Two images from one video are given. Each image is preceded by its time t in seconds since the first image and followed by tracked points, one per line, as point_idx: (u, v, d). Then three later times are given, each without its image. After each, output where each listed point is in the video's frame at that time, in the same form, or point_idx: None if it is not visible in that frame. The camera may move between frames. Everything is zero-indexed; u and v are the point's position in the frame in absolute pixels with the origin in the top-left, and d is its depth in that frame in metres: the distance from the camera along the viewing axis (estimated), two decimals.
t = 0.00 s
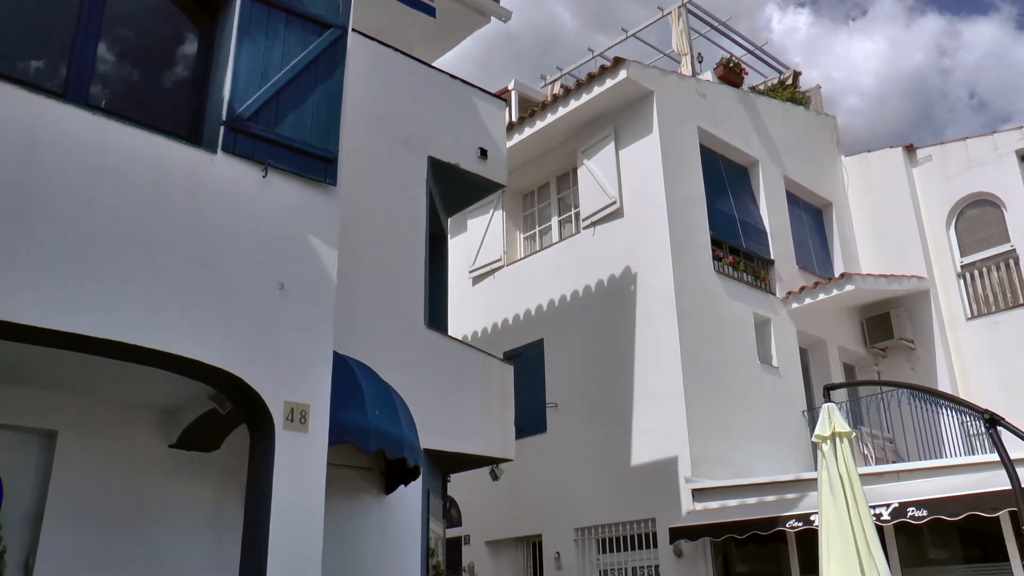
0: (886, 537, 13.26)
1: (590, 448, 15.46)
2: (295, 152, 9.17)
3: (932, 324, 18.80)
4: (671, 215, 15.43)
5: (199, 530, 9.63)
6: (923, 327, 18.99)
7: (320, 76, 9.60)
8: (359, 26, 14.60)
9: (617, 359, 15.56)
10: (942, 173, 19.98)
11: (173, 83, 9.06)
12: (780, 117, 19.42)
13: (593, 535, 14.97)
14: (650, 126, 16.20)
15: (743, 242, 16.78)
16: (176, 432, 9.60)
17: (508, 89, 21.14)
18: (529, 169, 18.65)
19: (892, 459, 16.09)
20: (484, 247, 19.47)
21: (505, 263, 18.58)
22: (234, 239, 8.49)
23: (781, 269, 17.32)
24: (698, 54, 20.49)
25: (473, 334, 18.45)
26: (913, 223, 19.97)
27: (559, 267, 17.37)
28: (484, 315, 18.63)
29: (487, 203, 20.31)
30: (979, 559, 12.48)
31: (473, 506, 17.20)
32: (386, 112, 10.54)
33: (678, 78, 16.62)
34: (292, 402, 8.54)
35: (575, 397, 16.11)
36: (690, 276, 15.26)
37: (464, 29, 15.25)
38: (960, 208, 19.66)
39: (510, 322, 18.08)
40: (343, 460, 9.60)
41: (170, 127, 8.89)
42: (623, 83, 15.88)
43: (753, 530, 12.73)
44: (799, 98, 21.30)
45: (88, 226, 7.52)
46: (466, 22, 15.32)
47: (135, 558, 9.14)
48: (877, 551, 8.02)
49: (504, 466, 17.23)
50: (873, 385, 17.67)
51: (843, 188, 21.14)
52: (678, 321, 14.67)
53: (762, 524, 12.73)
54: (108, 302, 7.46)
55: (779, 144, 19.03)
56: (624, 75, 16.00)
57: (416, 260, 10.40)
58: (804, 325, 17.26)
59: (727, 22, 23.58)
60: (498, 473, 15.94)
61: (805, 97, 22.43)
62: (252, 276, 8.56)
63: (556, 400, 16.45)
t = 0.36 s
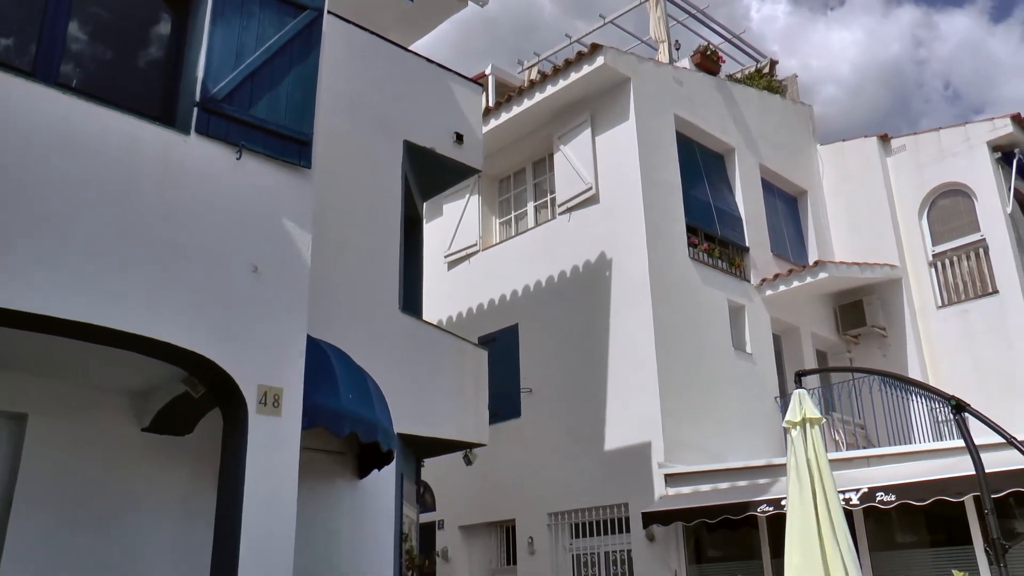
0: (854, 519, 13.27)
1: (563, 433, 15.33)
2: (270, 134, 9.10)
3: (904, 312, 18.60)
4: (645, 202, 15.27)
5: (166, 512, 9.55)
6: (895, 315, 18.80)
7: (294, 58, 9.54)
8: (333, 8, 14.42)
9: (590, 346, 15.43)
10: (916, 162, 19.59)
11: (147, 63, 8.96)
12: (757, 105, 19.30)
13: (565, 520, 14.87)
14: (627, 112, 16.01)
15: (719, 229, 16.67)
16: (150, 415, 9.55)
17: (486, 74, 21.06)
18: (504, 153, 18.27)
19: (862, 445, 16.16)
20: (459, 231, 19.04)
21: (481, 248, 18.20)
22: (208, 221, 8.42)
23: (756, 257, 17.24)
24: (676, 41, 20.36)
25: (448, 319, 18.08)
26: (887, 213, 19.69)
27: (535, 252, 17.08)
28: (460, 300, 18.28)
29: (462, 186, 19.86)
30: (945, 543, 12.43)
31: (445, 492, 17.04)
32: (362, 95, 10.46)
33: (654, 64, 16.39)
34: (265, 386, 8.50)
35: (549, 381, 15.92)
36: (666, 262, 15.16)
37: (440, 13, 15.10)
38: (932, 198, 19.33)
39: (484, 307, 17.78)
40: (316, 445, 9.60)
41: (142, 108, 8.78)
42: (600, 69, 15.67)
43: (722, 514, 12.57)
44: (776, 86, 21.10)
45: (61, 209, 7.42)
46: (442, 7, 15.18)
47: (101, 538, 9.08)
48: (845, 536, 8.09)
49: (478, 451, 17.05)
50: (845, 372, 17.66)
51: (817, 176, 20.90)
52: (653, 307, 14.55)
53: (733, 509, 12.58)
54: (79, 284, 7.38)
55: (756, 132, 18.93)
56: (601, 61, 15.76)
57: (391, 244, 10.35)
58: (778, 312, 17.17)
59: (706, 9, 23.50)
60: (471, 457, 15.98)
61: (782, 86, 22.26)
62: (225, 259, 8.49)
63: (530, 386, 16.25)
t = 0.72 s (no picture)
0: (822, 508, 13.20)
1: (535, 423, 15.26)
2: (241, 120, 9.02)
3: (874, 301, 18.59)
4: (618, 193, 15.16)
5: (134, 499, 9.48)
6: (865, 304, 18.77)
7: (266, 44, 9.46)
8: None
9: (562, 337, 15.33)
10: (887, 155, 19.64)
11: (119, 46, 8.57)
12: (731, 96, 19.20)
13: (536, 509, 14.86)
14: (601, 102, 15.91)
15: (692, 220, 16.59)
16: (119, 402, 9.46)
17: (461, 63, 20.97)
18: (478, 142, 18.10)
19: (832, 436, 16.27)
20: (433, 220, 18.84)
21: (454, 237, 18.04)
22: (180, 207, 8.31)
23: (729, 248, 17.19)
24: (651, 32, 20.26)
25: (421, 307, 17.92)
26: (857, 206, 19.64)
27: (507, 241, 16.98)
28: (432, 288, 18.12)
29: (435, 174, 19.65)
30: (910, 531, 12.45)
31: (417, 480, 16.98)
32: (334, 81, 10.39)
33: (628, 55, 16.26)
34: (236, 372, 8.44)
35: (521, 370, 15.85)
36: (639, 252, 15.07)
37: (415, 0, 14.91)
38: (903, 190, 19.37)
39: (457, 296, 17.65)
40: (286, 433, 9.56)
41: (112, 92, 8.40)
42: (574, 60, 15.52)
43: (694, 505, 12.47)
44: (750, 79, 21.07)
45: (30, 191, 7.27)
46: None
47: (67, 525, 8.98)
48: (811, 527, 8.20)
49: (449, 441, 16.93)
50: (815, 362, 17.74)
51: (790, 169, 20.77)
52: (625, 298, 14.47)
53: (705, 499, 12.44)
54: (48, 269, 7.22)
55: (730, 124, 18.85)
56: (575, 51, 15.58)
57: (362, 232, 10.29)
58: (750, 303, 17.17)
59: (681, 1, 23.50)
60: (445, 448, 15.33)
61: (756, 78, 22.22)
62: (196, 245, 8.39)
63: (503, 374, 16.17)
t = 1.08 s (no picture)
0: (788, 497, 12.80)
1: (506, 415, 15.11)
2: (212, 106, 8.87)
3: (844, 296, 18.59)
4: (591, 183, 14.95)
5: (100, 488, 9.34)
6: (835, 298, 18.78)
7: (237, 30, 9.36)
8: None
9: (533, 328, 15.15)
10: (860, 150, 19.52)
11: (90, 30, 8.37)
12: (706, 88, 19.00)
13: (506, 499, 14.77)
14: (575, 93, 15.61)
15: (664, 211, 16.45)
16: (86, 391, 9.35)
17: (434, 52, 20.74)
18: (452, 131, 17.79)
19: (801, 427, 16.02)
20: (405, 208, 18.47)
21: (427, 226, 17.73)
22: (149, 192, 8.16)
23: (701, 240, 17.07)
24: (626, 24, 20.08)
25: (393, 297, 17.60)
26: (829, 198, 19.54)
27: (480, 230, 16.66)
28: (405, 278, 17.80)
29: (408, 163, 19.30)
30: (876, 521, 12.06)
31: (387, 469, 16.80)
32: (308, 70, 10.32)
33: (603, 47, 16.04)
34: (205, 360, 8.36)
35: (493, 359, 15.67)
36: (611, 241, 14.88)
37: None
38: (875, 184, 19.27)
39: (430, 286, 17.37)
40: (256, 421, 9.55)
41: (81, 76, 8.28)
42: (549, 51, 15.30)
43: (664, 495, 12.38)
44: (724, 72, 20.96)
45: None
46: None
47: (32, 514, 8.84)
48: (780, 518, 8.26)
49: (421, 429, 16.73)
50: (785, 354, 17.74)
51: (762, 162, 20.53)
52: (597, 287, 14.34)
53: (674, 490, 12.36)
54: (16, 254, 7.06)
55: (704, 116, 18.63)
56: (550, 42, 15.35)
57: (334, 219, 10.24)
58: (722, 295, 17.05)
59: None
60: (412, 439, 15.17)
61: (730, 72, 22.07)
62: (166, 233, 8.26)
63: (474, 363, 16.00)
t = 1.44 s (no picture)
0: (761, 487, 12.64)
1: (477, 407, 14.75)
2: (187, 90, 8.71)
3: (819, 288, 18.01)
4: (568, 173, 14.51)
5: (71, 476, 9.19)
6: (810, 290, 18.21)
7: (213, 12, 9.16)
8: None
9: (507, 319, 14.79)
10: (836, 144, 18.84)
11: (63, 11, 7.97)
12: (684, 79, 18.36)
13: (480, 487, 14.43)
14: (552, 83, 15.16)
15: (640, 201, 15.95)
16: (56, 376, 9.22)
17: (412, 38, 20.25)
18: (429, 119, 17.27)
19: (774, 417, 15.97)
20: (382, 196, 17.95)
21: (403, 214, 17.21)
22: (123, 177, 8.01)
23: (677, 231, 16.58)
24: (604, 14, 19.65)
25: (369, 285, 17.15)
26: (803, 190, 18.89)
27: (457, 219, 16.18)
28: (382, 266, 17.30)
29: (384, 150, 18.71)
30: (848, 510, 11.99)
31: (360, 456, 16.34)
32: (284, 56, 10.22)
33: (582, 37, 15.52)
34: (179, 347, 8.27)
35: (468, 348, 15.26)
36: (586, 230, 14.43)
37: None
38: (850, 178, 18.66)
39: (405, 273, 16.94)
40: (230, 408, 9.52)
41: (53, 58, 7.82)
42: (527, 40, 14.84)
43: (636, 484, 12.26)
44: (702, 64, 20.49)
45: None
46: None
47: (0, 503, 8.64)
48: (754, 510, 8.18)
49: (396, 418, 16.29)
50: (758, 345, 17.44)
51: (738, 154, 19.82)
52: (572, 278, 13.90)
53: (646, 479, 12.27)
54: None
55: (680, 107, 18.02)
56: (528, 31, 14.86)
57: (312, 207, 10.26)
58: (698, 287, 16.56)
59: None
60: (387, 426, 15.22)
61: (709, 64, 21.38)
62: (139, 218, 8.11)
63: (450, 351, 15.58)
